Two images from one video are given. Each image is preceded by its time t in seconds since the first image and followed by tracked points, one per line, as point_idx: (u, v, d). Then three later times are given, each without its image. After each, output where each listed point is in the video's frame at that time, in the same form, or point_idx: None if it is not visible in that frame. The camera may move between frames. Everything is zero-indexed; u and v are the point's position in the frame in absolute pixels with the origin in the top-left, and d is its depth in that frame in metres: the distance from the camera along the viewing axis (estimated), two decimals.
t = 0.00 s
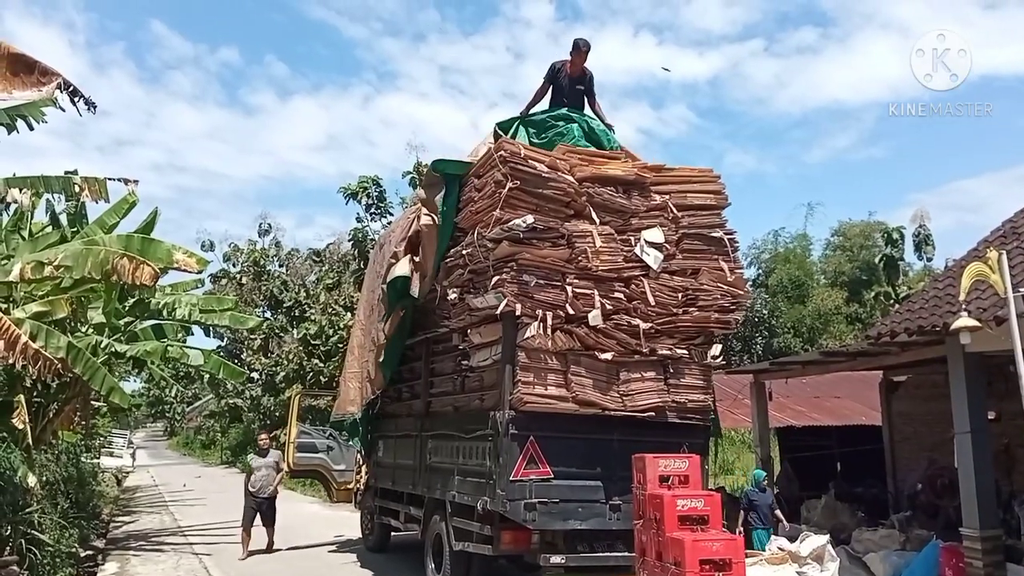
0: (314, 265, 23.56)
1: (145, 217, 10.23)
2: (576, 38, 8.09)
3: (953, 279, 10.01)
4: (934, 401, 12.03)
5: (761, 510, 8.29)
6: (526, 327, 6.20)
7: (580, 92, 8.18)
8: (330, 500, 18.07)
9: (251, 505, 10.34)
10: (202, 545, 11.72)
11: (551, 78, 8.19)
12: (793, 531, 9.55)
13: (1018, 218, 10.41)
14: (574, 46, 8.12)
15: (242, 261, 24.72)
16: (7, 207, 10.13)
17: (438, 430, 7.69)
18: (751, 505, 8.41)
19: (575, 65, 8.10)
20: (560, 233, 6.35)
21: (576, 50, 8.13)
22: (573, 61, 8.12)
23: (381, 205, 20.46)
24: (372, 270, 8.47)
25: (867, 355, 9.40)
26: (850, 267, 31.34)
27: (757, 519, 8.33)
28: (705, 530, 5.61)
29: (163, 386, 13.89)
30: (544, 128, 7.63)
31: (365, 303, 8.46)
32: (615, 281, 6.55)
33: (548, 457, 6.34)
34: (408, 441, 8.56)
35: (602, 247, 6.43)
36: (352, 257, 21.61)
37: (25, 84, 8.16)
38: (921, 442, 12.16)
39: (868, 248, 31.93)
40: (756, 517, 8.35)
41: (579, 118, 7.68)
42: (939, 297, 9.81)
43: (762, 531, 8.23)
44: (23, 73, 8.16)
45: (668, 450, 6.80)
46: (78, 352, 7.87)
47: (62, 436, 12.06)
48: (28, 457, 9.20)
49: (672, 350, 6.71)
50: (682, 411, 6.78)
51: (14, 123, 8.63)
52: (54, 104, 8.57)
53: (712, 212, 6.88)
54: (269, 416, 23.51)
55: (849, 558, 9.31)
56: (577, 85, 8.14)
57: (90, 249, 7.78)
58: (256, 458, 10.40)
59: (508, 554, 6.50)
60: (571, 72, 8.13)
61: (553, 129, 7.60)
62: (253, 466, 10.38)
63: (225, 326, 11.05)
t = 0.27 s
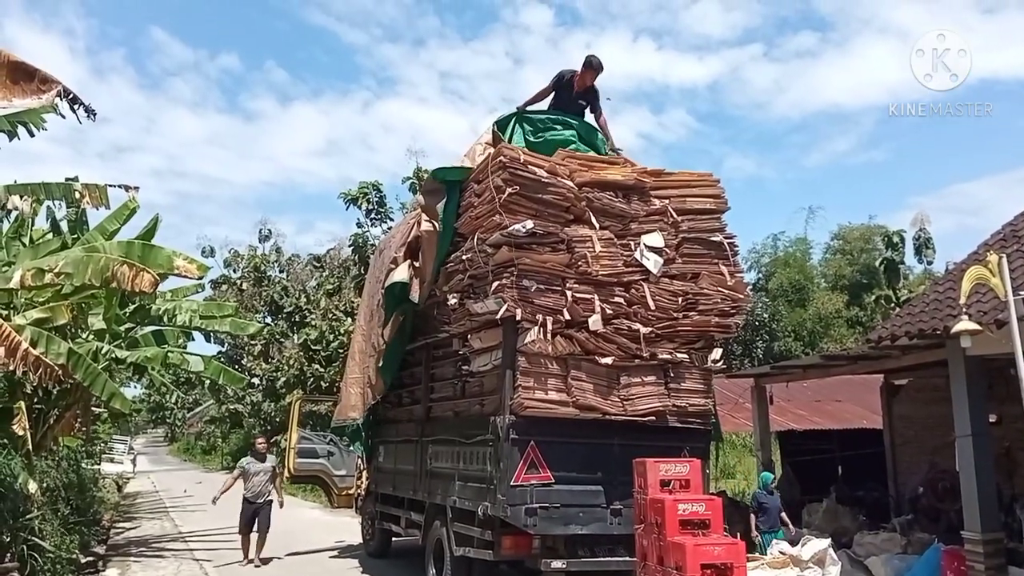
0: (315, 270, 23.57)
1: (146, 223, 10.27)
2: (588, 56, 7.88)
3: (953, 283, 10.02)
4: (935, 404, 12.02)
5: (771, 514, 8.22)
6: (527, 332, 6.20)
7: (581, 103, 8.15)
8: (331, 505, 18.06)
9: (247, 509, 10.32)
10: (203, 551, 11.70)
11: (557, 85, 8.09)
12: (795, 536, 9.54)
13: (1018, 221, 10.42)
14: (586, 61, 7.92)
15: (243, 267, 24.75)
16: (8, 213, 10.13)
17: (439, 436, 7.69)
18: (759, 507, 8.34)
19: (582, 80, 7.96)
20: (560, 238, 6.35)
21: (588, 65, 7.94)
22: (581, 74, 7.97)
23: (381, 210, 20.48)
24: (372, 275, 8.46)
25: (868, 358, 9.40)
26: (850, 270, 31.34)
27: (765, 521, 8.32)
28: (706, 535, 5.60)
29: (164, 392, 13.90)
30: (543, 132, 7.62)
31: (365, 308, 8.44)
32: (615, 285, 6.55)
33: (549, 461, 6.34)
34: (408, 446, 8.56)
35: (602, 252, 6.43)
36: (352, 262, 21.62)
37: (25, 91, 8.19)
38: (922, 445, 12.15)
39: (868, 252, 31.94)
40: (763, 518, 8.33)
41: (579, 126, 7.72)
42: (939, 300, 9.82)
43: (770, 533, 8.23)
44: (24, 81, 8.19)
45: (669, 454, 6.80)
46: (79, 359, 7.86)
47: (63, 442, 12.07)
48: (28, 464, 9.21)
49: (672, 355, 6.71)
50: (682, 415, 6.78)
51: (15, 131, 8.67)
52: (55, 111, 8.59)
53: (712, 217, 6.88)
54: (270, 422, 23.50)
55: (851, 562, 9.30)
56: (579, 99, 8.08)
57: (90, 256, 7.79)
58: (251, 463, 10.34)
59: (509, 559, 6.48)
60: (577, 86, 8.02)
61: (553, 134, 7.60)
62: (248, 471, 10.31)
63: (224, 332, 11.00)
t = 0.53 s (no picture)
0: (313, 272, 23.57)
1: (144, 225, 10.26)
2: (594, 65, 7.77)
3: (952, 284, 10.03)
4: (933, 406, 12.03)
5: (778, 517, 8.24)
6: (526, 333, 6.20)
7: (583, 112, 7.99)
8: (329, 507, 18.05)
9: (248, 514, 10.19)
10: (202, 553, 11.69)
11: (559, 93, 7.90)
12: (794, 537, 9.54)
13: (1016, 223, 10.43)
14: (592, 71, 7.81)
15: (241, 268, 24.74)
16: (6, 215, 10.11)
17: (438, 437, 7.69)
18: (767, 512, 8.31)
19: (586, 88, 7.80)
20: (559, 240, 6.36)
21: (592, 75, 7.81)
22: (584, 83, 7.81)
23: (380, 212, 20.48)
24: (371, 277, 8.46)
25: (867, 360, 9.41)
26: (848, 272, 31.37)
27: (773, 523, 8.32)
28: (705, 536, 5.60)
29: (162, 393, 13.90)
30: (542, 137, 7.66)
31: (364, 310, 8.42)
32: (614, 286, 6.55)
33: (548, 463, 6.34)
34: (407, 448, 8.55)
35: (601, 253, 6.44)
36: (351, 264, 21.61)
37: (24, 94, 8.18)
38: (920, 447, 12.15)
39: (867, 253, 31.97)
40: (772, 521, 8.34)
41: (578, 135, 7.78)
42: (938, 302, 9.82)
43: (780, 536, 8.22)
44: (22, 83, 8.19)
45: (668, 456, 6.80)
46: (77, 360, 7.86)
47: (61, 444, 12.06)
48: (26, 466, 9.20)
49: (671, 356, 6.71)
50: (681, 416, 6.78)
51: (13, 133, 8.68)
52: (53, 114, 8.59)
53: (711, 218, 6.89)
54: (269, 424, 23.49)
55: (850, 563, 9.30)
56: (581, 107, 7.91)
57: (89, 258, 7.79)
58: (253, 467, 10.21)
59: (508, 561, 6.48)
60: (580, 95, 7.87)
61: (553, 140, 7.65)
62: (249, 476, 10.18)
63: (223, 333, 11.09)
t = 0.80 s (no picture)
0: (313, 274, 23.56)
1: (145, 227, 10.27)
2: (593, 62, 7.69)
3: (952, 287, 10.03)
4: (933, 408, 12.02)
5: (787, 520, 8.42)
6: (526, 335, 6.21)
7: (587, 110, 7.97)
8: (329, 509, 18.03)
9: (256, 518, 9.67)
10: (201, 555, 11.68)
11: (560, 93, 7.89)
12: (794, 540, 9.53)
13: (1016, 226, 10.43)
14: (591, 67, 7.75)
15: (241, 271, 24.75)
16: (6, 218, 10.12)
17: (438, 439, 7.68)
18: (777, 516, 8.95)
19: (588, 87, 7.77)
20: (559, 242, 6.36)
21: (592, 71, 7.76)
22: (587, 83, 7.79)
23: (380, 214, 20.48)
24: (372, 279, 8.46)
25: (867, 362, 9.41)
26: (848, 274, 31.38)
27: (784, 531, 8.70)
28: (705, 539, 5.60)
29: (162, 396, 13.90)
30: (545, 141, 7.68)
31: (365, 312, 8.42)
32: (614, 289, 6.55)
33: (547, 465, 6.33)
34: (407, 450, 8.55)
35: (601, 256, 6.44)
36: (351, 266, 21.61)
37: (25, 96, 8.20)
38: (920, 449, 12.15)
39: (867, 256, 31.98)
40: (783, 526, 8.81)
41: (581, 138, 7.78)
42: (938, 305, 9.83)
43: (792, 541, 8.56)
44: (24, 85, 8.20)
45: (668, 458, 6.80)
46: (77, 362, 7.88)
47: (61, 446, 12.06)
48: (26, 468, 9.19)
49: (671, 359, 6.71)
50: (681, 419, 6.79)
51: (12, 136, 8.71)
52: (54, 116, 8.61)
53: (711, 220, 6.90)
54: (269, 426, 23.48)
55: (850, 566, 9.29)
56: (585, 107, 7.89)
57: (89, 259, 7.80)
58: (259, 468, 9.76)
59: (508, 563, 6.48)
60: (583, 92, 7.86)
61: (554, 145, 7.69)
62: (256, 477, 9.71)
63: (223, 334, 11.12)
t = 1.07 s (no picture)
0: (311, 277, 23.54)
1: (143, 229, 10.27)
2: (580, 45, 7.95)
3: (949, 292, 10.05)
4: (930, 414, 12.04)
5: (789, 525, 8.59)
6: (523, 339, 6.20)
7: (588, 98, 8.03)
8: (325, 514, 18.01)
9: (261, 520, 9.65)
10: (197, 559, 11.64)
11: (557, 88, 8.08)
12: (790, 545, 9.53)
13: (1013, 232, 10.46)
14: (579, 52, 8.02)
15: (239, 274, 24.74)
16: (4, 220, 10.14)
17: (435, 443, 7.68)
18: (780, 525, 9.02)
19: (582, 70, 7.98)
20: (557, 246, 6.36)
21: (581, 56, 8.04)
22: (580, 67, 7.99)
23: (378, 218, 20.48)
24: (369, 282, 8.44)
25: (864, 368, 9.41)
26: (845, 280, 31.40)
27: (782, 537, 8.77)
28: (702, 544, 5.59)
29: (159, 399, 13.87)
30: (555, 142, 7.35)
31: (362, 315, 8.41)
32: (612, 293, 6.55)
33: (544, 470, 6.33)
34: (404, 454, 8.54)
35: (598, 260, 6.44)
36: (348, 270, 21.59)
37: (25, 97, 8.20)
38: (917, 455, 12.15)
39: (864, 261, 32.02)
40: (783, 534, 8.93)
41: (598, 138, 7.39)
42: (935, 310, 9.84)
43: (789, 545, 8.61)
44: (23, 86, 8.20)
45: (665, 463, 6.79)
46: (74, 365, 7.84)
47: (57, 449, 12.04)
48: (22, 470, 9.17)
49: (669, 364, 6.71)
50: (679, 423, 6.78)
51: (11, 137, 8.66)
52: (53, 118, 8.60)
53: (709, 225, 6.91)
54: (265, 429, 23.44)
55: (846, 572, 9.29)
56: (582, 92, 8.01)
57: (86, 262, 7.77)
58: (265, 471, 9.78)
59: (505, 568, 6.46)
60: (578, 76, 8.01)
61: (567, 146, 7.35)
62: (263, 480, 9.71)
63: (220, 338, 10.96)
